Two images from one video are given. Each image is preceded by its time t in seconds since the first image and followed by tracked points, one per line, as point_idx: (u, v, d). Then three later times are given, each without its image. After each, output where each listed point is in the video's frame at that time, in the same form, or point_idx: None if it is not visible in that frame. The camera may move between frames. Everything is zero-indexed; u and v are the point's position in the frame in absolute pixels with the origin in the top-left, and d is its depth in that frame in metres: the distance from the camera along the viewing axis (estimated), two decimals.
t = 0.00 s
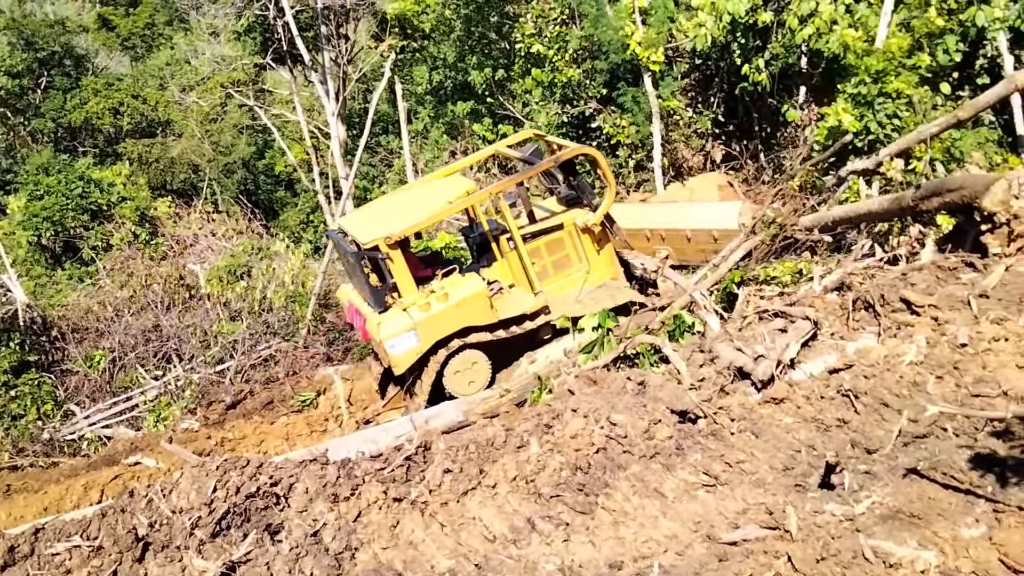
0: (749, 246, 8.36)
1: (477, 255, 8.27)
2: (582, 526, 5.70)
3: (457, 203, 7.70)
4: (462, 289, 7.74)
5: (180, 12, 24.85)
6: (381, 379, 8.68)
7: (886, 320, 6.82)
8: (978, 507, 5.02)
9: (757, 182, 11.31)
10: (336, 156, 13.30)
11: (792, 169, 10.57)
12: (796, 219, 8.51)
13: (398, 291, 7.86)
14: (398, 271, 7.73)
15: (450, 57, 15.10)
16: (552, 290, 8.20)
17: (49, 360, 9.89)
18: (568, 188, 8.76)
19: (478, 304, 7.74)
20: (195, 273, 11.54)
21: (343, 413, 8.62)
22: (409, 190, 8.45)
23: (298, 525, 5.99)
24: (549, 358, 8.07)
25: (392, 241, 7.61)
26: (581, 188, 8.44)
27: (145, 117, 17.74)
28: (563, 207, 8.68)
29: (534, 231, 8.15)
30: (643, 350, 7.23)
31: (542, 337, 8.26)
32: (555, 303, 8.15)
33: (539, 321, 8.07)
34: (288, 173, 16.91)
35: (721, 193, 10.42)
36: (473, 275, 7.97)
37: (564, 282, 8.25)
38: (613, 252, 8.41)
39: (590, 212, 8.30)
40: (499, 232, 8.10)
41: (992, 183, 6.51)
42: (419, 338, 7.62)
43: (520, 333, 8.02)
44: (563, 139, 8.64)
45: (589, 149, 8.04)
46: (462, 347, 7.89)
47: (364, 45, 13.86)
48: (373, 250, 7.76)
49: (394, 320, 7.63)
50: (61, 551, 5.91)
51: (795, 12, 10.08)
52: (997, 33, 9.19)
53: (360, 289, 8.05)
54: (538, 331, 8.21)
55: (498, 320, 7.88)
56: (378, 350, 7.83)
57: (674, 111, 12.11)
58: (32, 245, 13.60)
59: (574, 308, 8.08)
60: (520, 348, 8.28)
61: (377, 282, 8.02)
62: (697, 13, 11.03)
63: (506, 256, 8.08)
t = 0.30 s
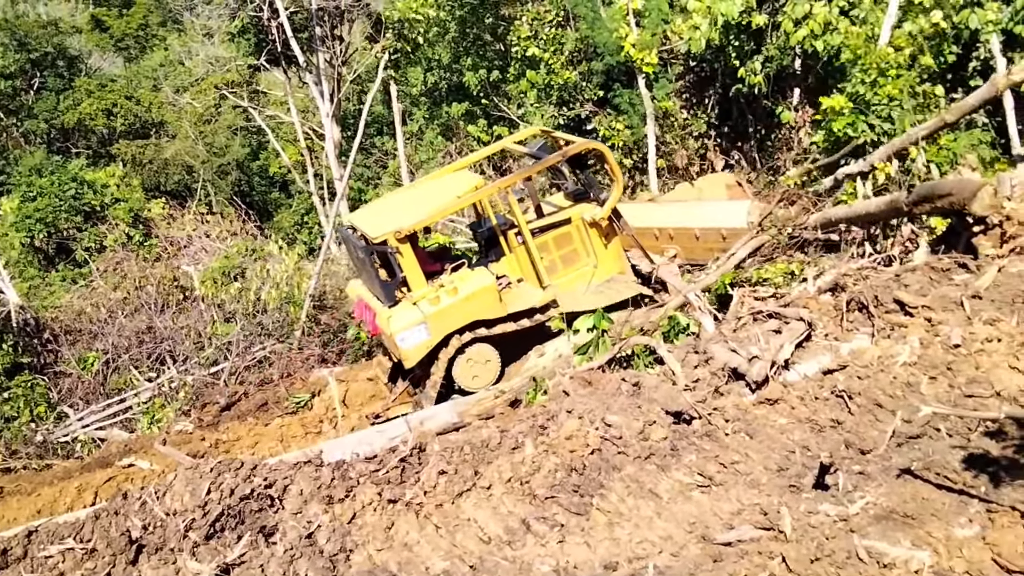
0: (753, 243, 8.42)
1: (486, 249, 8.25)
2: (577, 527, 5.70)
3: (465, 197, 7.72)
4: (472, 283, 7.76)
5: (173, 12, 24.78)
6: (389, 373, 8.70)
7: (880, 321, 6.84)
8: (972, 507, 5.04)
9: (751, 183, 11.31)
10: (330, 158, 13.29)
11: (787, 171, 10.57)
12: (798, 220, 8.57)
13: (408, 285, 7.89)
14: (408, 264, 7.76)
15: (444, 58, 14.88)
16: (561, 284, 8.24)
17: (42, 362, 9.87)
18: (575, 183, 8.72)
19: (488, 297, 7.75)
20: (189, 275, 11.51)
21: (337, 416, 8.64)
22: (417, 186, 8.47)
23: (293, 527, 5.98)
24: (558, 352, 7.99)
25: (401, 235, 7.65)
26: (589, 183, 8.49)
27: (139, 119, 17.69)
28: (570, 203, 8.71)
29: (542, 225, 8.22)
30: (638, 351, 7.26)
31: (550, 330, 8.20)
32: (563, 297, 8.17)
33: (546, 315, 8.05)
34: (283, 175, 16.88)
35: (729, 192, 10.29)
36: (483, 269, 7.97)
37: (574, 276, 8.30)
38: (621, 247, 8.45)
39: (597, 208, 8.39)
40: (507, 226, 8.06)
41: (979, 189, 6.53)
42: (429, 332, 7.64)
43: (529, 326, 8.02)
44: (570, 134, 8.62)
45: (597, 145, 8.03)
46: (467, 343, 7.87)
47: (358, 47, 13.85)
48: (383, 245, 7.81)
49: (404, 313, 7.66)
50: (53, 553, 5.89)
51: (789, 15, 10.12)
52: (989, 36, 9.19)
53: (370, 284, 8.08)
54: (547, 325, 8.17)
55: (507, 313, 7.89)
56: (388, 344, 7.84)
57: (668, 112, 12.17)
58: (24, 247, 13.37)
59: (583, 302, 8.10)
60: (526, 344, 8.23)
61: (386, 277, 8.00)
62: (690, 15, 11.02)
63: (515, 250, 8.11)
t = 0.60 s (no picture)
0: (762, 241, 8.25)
1: (493, 242, 8.18)
2: (573, 530, 5.69)
3: (475, 191, 7.76)
4: (481, 276, 7.85)
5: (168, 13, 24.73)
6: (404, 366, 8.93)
7: (876, 322, 6.85)
8: (967, 509, 5.04)
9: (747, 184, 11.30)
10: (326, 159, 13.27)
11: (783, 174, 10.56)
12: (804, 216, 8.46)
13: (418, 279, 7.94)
14: (418, 257, 7.79)
15: (440, 59, 14.97)
16: (570, 278, 8.23)
17: (36, 365, 9.83)
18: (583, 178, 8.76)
19: (497, 290, 7.85)
20: (184, 278, 11.48)
21: (332, 418, 8.64)
22: (426, 181, 8.49)
23: (288, 530, 5.96)
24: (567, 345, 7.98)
25: (411, 228, 7.68)
26: (596, 177, 8.55)
27: (134, 120, 17.63)
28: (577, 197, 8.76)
29: (550, 220, 8.25)
30: (634, 353, 7.22)
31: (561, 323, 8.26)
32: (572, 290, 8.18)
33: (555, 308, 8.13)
34: (278, 176, 16.83)
35: (739, 191, 10.06)
36: (491, 262, 8.05)
37: (582, 270, 8.29)
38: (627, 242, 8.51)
39: (605, 201, 8.40)
40: (515, 221, 8.10)
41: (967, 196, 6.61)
42: (439, 324, 7.73)
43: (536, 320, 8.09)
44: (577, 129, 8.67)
45: (605, 139, 8.13)
46: (484, 334, 7.96)
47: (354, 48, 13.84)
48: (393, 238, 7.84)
49: (415, 306, 7.74)
50: (46, 558, 5.86)
51: (784, 16, 10.08)
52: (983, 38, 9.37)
53: (380, 278, 8.11)
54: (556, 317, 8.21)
55: (516, 307, 8.00)
56: (398, 337, 7.91)
57: (665, 116, 12.06)
58: (18, 248, 13.47)
59: (591, 294, 8.11)
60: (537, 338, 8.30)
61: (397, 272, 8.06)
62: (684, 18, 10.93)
63: (523, 245, 8.13)
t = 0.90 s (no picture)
0: (762, 241, 8.31)
1: (499, 237, 8.24)
2: (569, 531, 5.68)
3: (480, 186, 7.77)
4: (486, 271, 7.83)
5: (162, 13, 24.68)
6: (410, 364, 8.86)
7: (872, 324, 6.85)
8: (963, 510, 5.04)
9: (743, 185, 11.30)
10: (321, 159, 13.25)
11: (778, 176, 10.56)
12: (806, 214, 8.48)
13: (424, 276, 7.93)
14: (424, 253, 7.80)
15: (437, 60, 14.94)
16: (575, 273, 8.25)
17: (29, 367, 9.78)
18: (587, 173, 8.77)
19: (503, 285, 7.84)
20: (179, 279, 11.44)
21: (327, 420, 8.62)
22: (432, 178, 8.48)
23: (283, 533, 5.94)
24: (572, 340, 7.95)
25: (417, 224, 7.67)
26: (601, 171, 8.57)
27: (128, 121, 17.56)
28: (583, 191, 8.78)
29: (555, 215, 8.29)
30: (630, 354, 7.21)
31: (565, 317, 8.19)
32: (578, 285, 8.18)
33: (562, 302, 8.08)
34: (273, 178, 16.80)
35: (747, 188, 9.94)
36: (497, 257, 8.04)
37: (587, 265, 8.32)
38: (633, 235, 8.50)
39: (610, 196, 8.43)
40: (521, 216, 8.09)
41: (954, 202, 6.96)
42: (445, 319, 7.72)
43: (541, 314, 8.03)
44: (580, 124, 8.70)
45: (609, 133, 8.16)
46: (489, 328, 7.94)
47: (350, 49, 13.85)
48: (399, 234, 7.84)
49: (421, 302, 7.73)
50: (39, 561, 5.81)
51: (779, 17, 9.98)
52: (977, 41, 9.39)
53: (387, 274, 8.13)
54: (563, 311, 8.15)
55: (522, 301, 7.96)
56: (405, 334, 7.90)
57: (660, 116, 12.08)
58: (11, 250, 13.29)
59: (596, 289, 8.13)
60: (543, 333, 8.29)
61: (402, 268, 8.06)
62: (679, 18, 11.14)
63: (528, 240, 8.12)
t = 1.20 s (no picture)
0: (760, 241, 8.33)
1: (500, 234, 8.19)
2: (564, 533, 5.68)
3: (480, 183, 7.74)
4: (488, 267, 7.78)
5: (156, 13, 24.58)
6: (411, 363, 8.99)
7: (867, 324, 6.86)
8: (958, 511, 5.04)
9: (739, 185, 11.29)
10: (316, 160, 13.23)
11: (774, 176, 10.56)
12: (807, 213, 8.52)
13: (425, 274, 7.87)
14: (425, 251, 7.76)
15: (432, 60, 14.84)
16: (577, 269, 8.22)
17: (23, 369, 9.74)
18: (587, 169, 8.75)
19: (505, 282, 7.79)
20: (173, 280, 11.41)
21: (322, 422, 8.59)
22: (431, 176, 8.45)
23: (277, 535, 5.93)
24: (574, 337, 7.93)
25: (417, 222, 7.63)
26: (601, 167, 8.54)
27: (122, 121, 17.53)
28: (583, 187, 8.77)
29: (556, 211, 8.21)
30: (626, 355, 7.25)
31: (566, 313, 8.21)
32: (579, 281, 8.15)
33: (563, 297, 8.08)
34: (268, 178, 16.75)
35: (747, 187, 9.94)
36: (499, 254, 7.99)
37: (589, 261, 8.30)
38: (633, 231, 8.50)
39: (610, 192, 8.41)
40: (521, 212, 8.03)
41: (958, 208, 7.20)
42: (447, 317, 7.67)
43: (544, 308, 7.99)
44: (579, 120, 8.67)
45: (608, 128, 8.14)
46: (490, 325, 7.87)
47: (345, 50, 13.85)
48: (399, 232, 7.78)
49: (423, 300, 7.69)
50: (33, 564, 5.79)
51: (775, 18, 10.00)
52: (972, 41, 9.41)
53: (388, 273, 8.06)
54: (563, 306, 8.18)
55: (524, 298, 7.91)
56: (407, 331, 7.86)
57: (656, 117, 12.05)
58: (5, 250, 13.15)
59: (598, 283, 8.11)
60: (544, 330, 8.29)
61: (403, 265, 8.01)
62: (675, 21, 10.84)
63: (529, 237, 8.08)
